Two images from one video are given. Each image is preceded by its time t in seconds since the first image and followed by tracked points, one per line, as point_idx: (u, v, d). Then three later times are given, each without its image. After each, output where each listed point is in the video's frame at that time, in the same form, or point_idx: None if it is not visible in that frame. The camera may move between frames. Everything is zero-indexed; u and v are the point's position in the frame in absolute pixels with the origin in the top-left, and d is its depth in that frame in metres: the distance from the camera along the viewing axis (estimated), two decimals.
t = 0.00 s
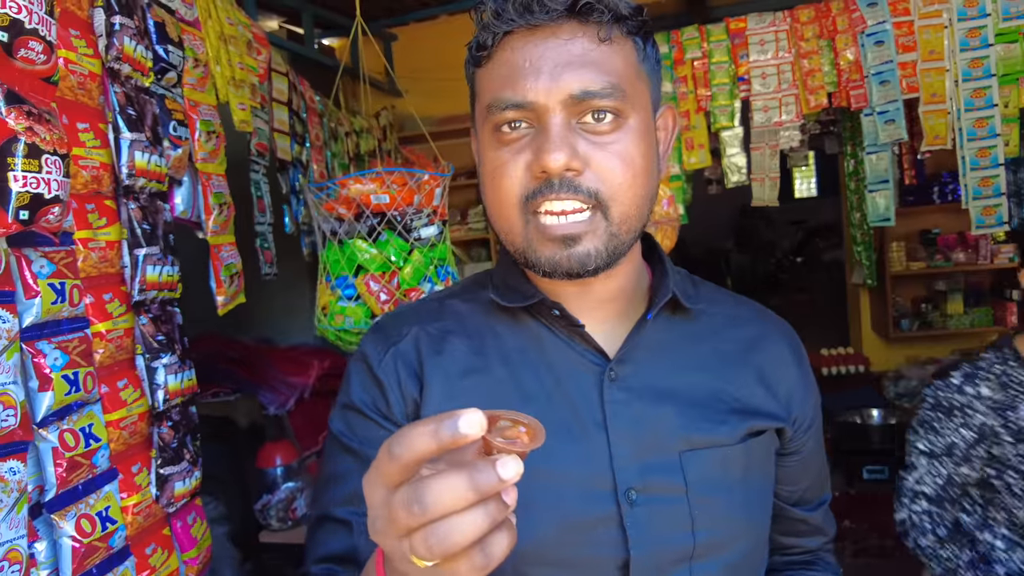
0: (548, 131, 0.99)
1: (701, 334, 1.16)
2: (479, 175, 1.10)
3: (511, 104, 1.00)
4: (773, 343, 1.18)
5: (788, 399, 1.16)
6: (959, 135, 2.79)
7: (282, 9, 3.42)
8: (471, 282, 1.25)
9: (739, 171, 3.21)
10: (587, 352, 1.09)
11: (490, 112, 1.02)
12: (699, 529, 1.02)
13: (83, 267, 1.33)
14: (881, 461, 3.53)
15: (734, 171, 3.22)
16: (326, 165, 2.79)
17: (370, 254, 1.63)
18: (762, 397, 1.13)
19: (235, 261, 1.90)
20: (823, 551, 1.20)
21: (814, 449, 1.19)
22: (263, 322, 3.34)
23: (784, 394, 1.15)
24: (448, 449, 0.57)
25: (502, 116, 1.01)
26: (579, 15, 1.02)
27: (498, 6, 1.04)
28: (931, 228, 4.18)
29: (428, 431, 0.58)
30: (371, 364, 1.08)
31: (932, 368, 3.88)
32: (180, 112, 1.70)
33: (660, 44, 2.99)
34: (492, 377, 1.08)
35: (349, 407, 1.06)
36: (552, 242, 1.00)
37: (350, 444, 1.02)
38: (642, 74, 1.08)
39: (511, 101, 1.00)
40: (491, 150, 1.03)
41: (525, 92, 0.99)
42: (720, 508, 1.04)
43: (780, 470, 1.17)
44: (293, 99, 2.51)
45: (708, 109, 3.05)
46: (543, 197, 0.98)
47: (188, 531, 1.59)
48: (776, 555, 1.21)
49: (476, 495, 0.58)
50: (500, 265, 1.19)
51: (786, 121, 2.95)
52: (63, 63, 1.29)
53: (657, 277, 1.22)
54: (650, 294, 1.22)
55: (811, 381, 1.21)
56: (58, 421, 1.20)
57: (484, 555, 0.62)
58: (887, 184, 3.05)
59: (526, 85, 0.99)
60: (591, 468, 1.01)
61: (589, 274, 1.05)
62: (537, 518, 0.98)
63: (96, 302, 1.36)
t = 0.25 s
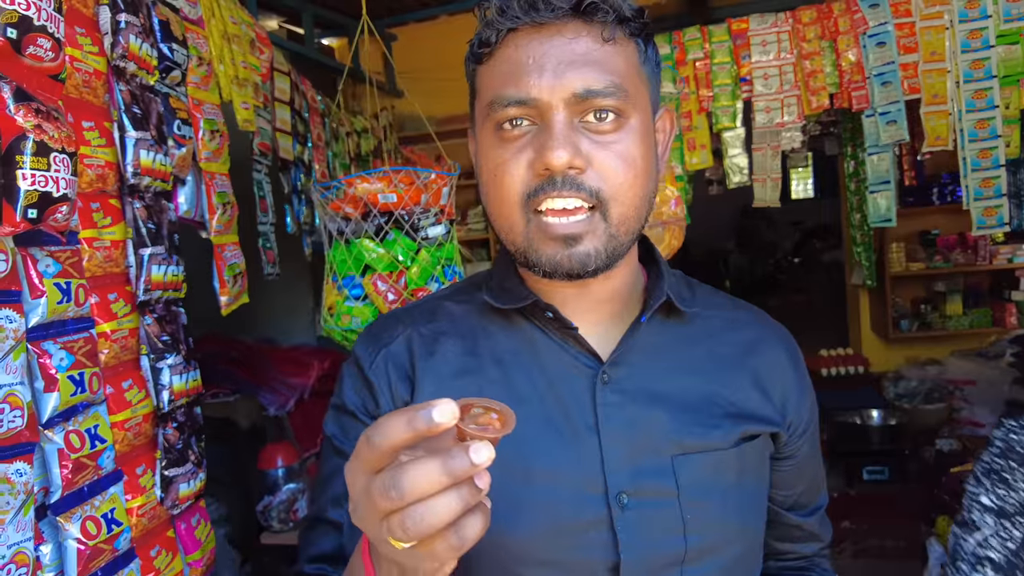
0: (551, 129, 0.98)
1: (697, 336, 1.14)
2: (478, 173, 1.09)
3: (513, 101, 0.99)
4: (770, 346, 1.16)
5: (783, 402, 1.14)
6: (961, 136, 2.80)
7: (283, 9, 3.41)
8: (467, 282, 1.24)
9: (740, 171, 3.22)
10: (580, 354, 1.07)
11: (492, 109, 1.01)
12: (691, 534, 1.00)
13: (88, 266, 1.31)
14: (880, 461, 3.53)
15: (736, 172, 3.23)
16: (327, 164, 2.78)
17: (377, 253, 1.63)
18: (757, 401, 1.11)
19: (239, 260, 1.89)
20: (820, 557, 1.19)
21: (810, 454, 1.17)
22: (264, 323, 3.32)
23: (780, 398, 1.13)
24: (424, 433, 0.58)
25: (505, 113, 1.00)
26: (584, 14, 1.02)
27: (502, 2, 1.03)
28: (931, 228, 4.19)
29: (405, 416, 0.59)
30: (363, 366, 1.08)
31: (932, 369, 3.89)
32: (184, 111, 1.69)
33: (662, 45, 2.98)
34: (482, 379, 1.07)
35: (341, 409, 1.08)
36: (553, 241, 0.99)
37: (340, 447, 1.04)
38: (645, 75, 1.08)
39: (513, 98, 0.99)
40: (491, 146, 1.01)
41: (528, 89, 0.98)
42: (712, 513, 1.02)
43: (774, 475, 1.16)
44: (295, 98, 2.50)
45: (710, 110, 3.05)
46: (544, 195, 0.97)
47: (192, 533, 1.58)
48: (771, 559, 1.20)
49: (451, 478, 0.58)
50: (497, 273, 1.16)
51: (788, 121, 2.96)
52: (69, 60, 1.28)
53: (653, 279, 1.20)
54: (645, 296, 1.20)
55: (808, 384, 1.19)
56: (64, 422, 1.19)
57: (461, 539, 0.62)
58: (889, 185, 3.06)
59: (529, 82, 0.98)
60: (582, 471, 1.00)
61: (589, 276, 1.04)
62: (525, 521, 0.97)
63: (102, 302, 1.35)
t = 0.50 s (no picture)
0: (537, 136, 0.96)
1: (685, 342, 1.12)
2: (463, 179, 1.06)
3: (500, 107, 0.97)
4: (758, 350, 1.14)
5: (773, 408, 1.11)
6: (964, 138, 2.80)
7: (282, 9, 3.38)
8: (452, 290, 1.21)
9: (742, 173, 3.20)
10: (566, 362, 1.05)
11: (477, 115, 0.99)
12: (681, 543, 0.99)
13: (89, 269, 1.29)
14: (881, 463, 3.44)
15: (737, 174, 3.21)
16: (328, 166, 2.75)
17: (383, 256, 1.60)
18: (746, 406, 1.09)
19: (240, 263, 1.86)
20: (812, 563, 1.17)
21: (802, 458, 1.15)
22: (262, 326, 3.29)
23: (769, 402, 1.11)
24: (405, 458, 0.58)
25: (491, 119, 0.98)
26: (572, 20, 1.00)
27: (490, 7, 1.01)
28: (931, 231, 4.19)
29: (386, 441, 0.59)
30: (345, 380, 1.06)
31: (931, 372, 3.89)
32: (185, 111, 1.66)
33: (662, 46, 2.96)
34: (467, 390, 1.04)
35: (325, 425, 1.06)
36: (541, 250, 0.96)
37: (323, 462, 1.03)
38: (632, 83, 1.07)
39: (500, 104, 0.97)
40: (476, 153, 0.99)
41: (515, 95, 0.96)
42: (702, 521, 1.01)
43: (766, 481, 1.13)
44: (296, 99, 2.47)
45: (712, 111, 3.02)
46: (531, 203, 0.95)
47: (193, 540, 1.55)
48: (765, 565, 1.19)
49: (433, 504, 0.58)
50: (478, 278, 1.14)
51: (791, 123, 2.95)
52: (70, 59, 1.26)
53: (637, 286, 1.17)
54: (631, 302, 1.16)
55: (798, 387, 1.17)
56: (65, 429, 1.16)
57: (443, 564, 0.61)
58: (891, 187, 3.05)
59: (516, 88, 0.96)
60: (569, 482, 0.98)
61: (574, 281, 1.01)
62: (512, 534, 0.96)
63: (102, 305, 1.33)
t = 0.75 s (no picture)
0: (513, 158, 0.90)
1: (659, 355, 1.05)
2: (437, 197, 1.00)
3: (475, 127, 0.91)
4: (734, 361, 1.08)
5: (750, 419, 1.06)
6: (962, 146, 2.82)
7: (280, 14, 3.37)
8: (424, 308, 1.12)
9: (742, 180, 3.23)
10: (542, 380, 0.98)
11: (452, 134, 0.93)
12: (660, 559, 0.94)
13: (90, 279, 1.27)
14: (880, 469, 3.48)
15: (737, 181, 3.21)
16: (327, 173, 2.73)
17: (386, 265, 1.59)
18: (722, 419, 1.03)
19: (241, 271, 1.84)
20: None
21: (779, 468, 1.10)
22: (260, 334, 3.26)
23: (745, 414, 1.05)
24: (388, 530, 0.59)
25: (466, 139, 0.92)
26: (549, 38, 0.94)
27: (465, 22, 0.94)
28: (926, 237, 4.21)
29: (371, 514, 0.60)
30: (318, 404, 1.00)
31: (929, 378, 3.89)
32: (187, 118, 1.65)
33: (663, 53, 2.91)
34: (444, 411, 0.98)
35: (302, 450, 1.00)
36: (516, 276, 0.91)
37: (301, 488, 0.99)
38: (609, 105, 1.01)
39: (475, 124, 0.91)
40: (450, 173, 0.93)
41: (491, 116, 0.90)
42: (682, 537, 0.96)
43: (743, 492, 1.08)
44: (295, 105, 2.45)
45: (712, 118, 3.03)
46: (506, 228, 0.89)
47: (194, 553, 1.53)
48: None
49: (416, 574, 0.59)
50: (455, 296, 1.08)
51: (790, 131, 2.94)
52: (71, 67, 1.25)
53: (610, 300, 1.11)
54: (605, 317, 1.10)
55: (773, 393, 1.11)
56: (65, 442, 1.14)
57: None
58: (890, 195, 3.06)
59: (492, 108, 0.91)
60: (545, 503, 0.92)
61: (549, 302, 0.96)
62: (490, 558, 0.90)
63: (103, 316, 1.31)
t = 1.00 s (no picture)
0: (470, 177, 0.89)
1: (617, 376, 1.02)
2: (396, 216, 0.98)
3: (433, 146, 0.89)
4: (690, 381, 1.05)
5: (709, 440, 1.03)
6: (957, 152, 2.85)
7: (275, 19, 3.36)
8: (388, 324, 1.10)
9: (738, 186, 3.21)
10: (498, 402, 0.95)
11: (410, 153, 0.92)
12: None
13: (83, 289, 1.26)
14: (876, 474, 3.47)
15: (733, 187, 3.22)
16: (323, 178, 2.72)
17: (384, 273, 1.58)
18: (681, 440, 1.00)
19: (237, 279, 1.82)
20: None
21: (735, 487, 1.09)
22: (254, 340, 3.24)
23: (702, 434, 1.02)
24: None
25: (424, 158, 0.90)
26: (508, 59, 0.93)
27: (425, 42, 0.94)
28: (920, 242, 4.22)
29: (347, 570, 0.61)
30: (271, 427, 0.97)
31: (924, 383, 3.90)
32: (183, 125, 1.63)
33: (659, 59, 2.90)
34: (399, 435, 0.94)
35: (258, 474, 0.97)
36: (473, 296, 0.88)
37: (259, 512, 0.96)
38: (568, 128, 1.00)
39: (433, 143, 0.90)
40: (407, 192, 0.91)
41: (449, 135, 0.89)
42: (636, 557, 0.95)
43: (699, 511, 1.07)
44: (291, 111, 2.44)
45: (709, 125, 3.04)
46: (462, 248, 0.87)
47: (188, 565, 1.51)
48: None
49: None
50: (414, 316, 1.05)
51: (787, 137, 2.95)
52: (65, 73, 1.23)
53: (569, 320, 1.08)
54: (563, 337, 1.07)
55: (729, 412, 1.09)
56: (58, 454, 1.12)
57: None
58: (885, 200, 3.07)
59: (451, 127, 0.89)
60: (498, 527, 0.90)
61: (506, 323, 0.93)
62: None
63: (97, 326, 1.30)
